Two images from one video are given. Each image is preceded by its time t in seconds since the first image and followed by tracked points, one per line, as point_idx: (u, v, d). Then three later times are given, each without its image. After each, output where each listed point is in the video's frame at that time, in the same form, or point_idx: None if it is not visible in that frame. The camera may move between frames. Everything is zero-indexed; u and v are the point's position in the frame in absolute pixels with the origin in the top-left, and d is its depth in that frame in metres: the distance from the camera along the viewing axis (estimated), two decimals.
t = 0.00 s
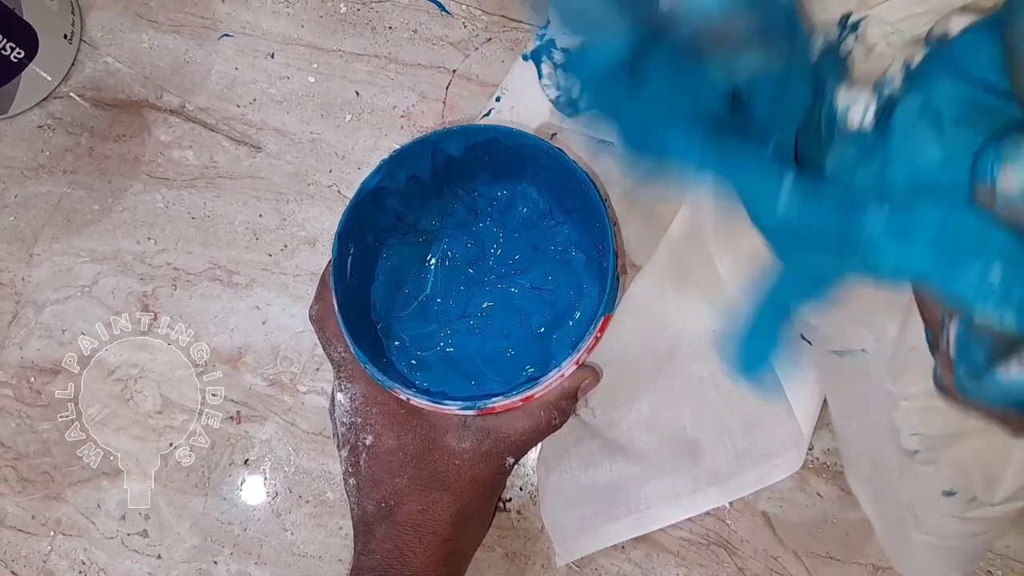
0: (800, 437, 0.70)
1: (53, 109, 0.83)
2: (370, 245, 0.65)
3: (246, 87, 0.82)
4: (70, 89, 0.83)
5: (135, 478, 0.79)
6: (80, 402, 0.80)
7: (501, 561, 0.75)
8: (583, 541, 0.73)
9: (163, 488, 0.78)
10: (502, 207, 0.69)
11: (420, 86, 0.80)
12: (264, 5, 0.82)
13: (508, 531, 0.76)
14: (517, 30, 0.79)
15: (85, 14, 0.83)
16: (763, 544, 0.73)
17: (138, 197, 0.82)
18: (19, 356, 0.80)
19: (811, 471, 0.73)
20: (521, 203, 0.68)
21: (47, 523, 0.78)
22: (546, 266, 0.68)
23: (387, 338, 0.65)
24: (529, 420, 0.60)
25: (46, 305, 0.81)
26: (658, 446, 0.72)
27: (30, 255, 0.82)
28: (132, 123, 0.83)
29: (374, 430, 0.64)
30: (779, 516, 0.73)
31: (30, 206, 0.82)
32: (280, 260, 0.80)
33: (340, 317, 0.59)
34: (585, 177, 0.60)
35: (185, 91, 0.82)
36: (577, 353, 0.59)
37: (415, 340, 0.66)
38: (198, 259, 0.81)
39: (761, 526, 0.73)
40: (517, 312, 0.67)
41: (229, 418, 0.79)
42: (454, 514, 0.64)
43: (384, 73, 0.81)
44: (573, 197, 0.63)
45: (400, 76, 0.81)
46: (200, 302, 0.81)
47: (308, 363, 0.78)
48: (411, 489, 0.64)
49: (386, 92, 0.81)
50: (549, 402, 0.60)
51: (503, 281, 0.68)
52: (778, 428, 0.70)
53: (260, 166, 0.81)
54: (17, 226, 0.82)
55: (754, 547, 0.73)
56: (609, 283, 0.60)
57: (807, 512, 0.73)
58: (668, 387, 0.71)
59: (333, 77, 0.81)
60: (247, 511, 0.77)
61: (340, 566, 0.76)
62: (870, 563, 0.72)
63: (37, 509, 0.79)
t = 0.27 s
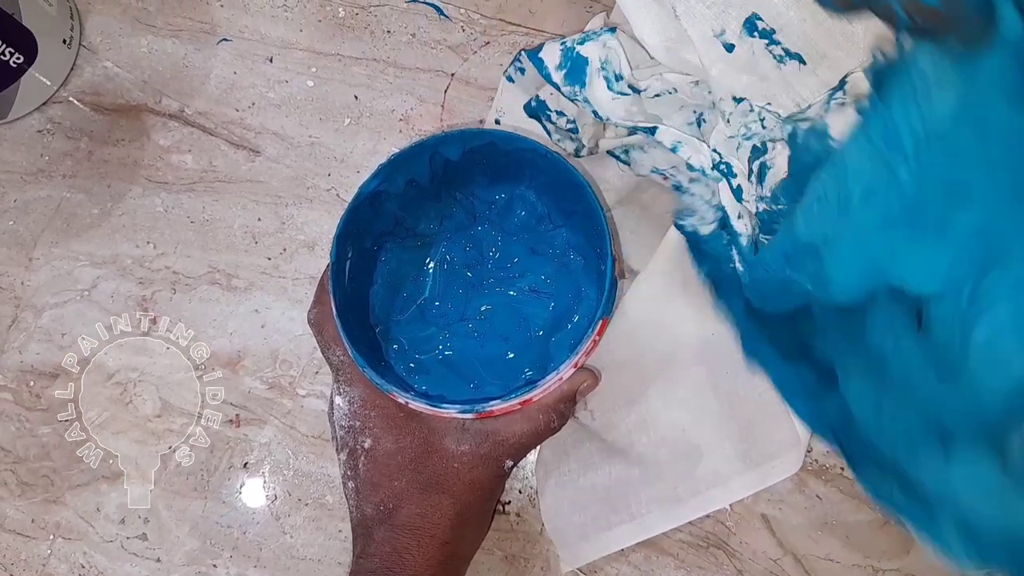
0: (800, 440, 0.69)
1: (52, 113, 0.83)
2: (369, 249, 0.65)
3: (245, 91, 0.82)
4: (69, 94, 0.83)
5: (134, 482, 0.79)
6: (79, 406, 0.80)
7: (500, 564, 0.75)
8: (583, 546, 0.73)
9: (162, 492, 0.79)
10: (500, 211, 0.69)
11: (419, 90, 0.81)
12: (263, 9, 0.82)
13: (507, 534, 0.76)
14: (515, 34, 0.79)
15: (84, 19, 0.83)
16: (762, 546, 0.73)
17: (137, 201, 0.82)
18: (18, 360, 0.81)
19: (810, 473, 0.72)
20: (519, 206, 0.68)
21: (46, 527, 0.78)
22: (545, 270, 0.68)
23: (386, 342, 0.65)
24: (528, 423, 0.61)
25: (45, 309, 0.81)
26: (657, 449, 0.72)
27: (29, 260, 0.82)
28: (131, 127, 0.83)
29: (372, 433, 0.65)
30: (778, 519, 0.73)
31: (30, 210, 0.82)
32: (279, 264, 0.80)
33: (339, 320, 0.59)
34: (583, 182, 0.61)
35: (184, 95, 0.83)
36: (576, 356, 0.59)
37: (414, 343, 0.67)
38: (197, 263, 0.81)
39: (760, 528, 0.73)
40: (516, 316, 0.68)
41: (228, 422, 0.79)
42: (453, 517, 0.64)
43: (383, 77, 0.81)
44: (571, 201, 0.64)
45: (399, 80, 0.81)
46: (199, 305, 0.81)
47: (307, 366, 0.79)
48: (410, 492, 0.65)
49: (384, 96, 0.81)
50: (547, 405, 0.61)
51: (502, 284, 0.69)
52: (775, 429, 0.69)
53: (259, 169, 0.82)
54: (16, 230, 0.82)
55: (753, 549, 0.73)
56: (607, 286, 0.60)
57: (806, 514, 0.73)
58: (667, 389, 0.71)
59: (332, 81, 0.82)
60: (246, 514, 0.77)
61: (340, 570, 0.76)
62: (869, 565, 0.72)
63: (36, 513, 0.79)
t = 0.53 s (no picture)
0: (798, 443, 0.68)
1: (49, 116, 0.83)
2: (367, 252, 0.65)
3: (242, 93, 0.82)
4: (66, 96, 0.83)
5: (132, 484, 0.79)
6: (77, 409, 0.80)
7: (499, 566, 0.75)
8: (579, 546, 0.73)
9: (160, 495, 0.78)
10: (497, 212, 0.69)
11: (416, 92, 0.81)
12: (260, 11, 0.82)
13: (506, 536, 0.76)
14: (512, 35, 0.79)
15: (80, 22, 0.83)
16: (760, 548, 0.73)
17: (134, 203, 0.82)
18: (16, 363, 0.80)
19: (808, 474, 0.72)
20: (516, 208, 0.69)
21: (43, 530, 0.78)
22: (542, 271, 0.68)
23: (384, 344, 0.66)
24: (526, 425, 0.62)
25: (42, 312, 0.81)
26: (655, 450, 0.71)
27: (26, 263, 0.82)
28: (128, 129, 0.83)
29: (370, 435, 0.65)
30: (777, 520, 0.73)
31: (26, 213, 0.82)
32: (276, 266, 0.80)
33: (336, 323, 0.59)
34: (580, 184, 0.61)
35: (181, 97, 0.83)
36: (574, 359, 0.59)
37: (412, 345, 0.67)
38: (194, 265, 0.81)
39: (758, 529, 0.73)
40: (514, 317, 0.68)
41: (226, 424, 0.79)
42: (451, 519, 0.65)
43: (380, 79, 0.81)
44: (568, 203, 0.64)
45: (396, 81, 0.81)
46: (197, 308, 0.81)
47: (305, 368, 0.79)
48: (408, 494, 0.65)
49: (382, 97, 0.81)
50: (545, 407, 0.61)
51: (500, 286, 0.69)
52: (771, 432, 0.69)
53: (256, 171, 0.82)
54: (13, 233, 0.82)
55: (751, 551, 0.73)
56: (604, 289, 0.60)
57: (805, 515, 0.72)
58: (665, 391, 0.71)
59: (329, 83, 0.82)
60: (244, 517, 0.77)
61: (338, 572, 0.76)
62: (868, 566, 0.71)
63: (34, 517, 0.78)
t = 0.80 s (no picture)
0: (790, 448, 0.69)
1: (53, 125, 0.84)
2: (367, 258, 0.66)
3: (244, 101, 0.83)
4: (71, 105, 0.84)
5: (136, 489, 0.80)
6: (82, 414, 0.81)
7: (500, 567, 0.76)
8: (579, 548, 0.74)
9: (164, 499, 0.79)
10: (496, 218, 0.70)
11: (416, 99, 0.82)
12: (262, 20, 0.83)
13: (506, 538, 0.77)
14: (511, 43, 0.80)
15: (84, 32, 0.84)
16: (759, 549, 0.74)
17: (138, 210, 0.83)
18: (21, 368, 0.81)
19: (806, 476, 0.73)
20: (514, 213, 0.70)
21: (49, 535, 0.79)
22: (540, 277, 0.69)
23: (384, 349, 0.67)
24: (525, 428, 0.63)
25: (47, 319, 0.82)
26: (653, 453, 0.72)
27: (32, 270, 0.83)
28: (132, 138, 0.84)
29: (371, 439, 0.66)
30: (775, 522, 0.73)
31: (32, 220, 0.83)
32: (278, 272, 0.81)
33: (336, 328, 0.60)
34: (577, 190, 0.62)
35: (184, 106, 0.84)
36: (571, 362, 0.60)
37: (413, 350, 0.68)
38: (197, 271, 0.82)
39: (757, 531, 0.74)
40: (513, 322, 0.69)
41: (229, 429, 0.80)
42: (451, 522, 0.66)
43: (380, 87, 0.82)
44: (566, 209, 0.65)
45: (397, 89, 0.82)
46: (200, 314, 0.81)
47: (308, 373, 0.79)
48: (408, 497, 0.66)
49: (382, 105, 0.82)
50: (543, 410, 0.62)
51: (498, 291, 0.70)
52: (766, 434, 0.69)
53: (258, 178, 0.83)
54: (18, 241, 0.83)
55: (749, 552, 0.74)
56: (601, 294, 0.61)
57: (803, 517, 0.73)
58: (663, 393, 0.72)
59: (330, 91, 0.83)
60: (247, 521, 0.78)
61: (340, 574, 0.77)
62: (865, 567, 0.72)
63: (39, 521, 0.79)
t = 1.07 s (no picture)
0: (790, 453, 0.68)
1: (47, 125, 0.83)
2: (363, 259, 0.66)
3: (240, 100, 0.82)
4: (64, 105, 0.83)
5: (131, 492, 0.79)
6: (77, 417, 0.80)
7: (499, 571, 0.75)
8: (581, 552, 0.73)
9: (160, 502, 0.79)
10: (494, 218, 0.70)
11: (413, 98, 0.81)
12: (258, 19, 0.83)
13: (504, 541, 0.76)
14: (509, 41, 0.79)
15: (78, 31, 0.83)
16: (760, 552, 0.73)
17: (132, 211, 0.82)
18: (15, 371, 0.81)
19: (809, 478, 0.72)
20: (512, 214, 0.69)
21: (44, 539, 0.78)
22: (539, 277, 0.69)
23: (380, 351, 0.67)
24: (523, 431, 0.62)
25: (41, 320, 0.81)
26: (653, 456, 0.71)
27: (26, 271, 0.82)
28: (127, 137, 0.83)
29: (367, 442, 0.66)
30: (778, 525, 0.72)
31: (26, 221, 0.82)
32: (274, 273, 0.80)
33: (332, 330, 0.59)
34: (575, 190, 0.61)
35: (179, 105, 0.83)
36: (570, 364, 0.59)
37: (410, 351, 0.68)
38: (193, 272, 0.81)
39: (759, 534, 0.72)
40: (511, 323, 0.68)
41: (225, 431, 0.79)
42: (449, 526, 0.65)
43: (377, 85, 0.81)
44: (564, 209, 0.64)
45: (393, 87, 0.81)
46: (195, 315, 0.81)
47: (304, 375, 0.79)
48: (406, 501, 0.65)
49: (379, 104, 0.81)
50: (542, 413, 0.61)
51: (496, 292, 0.69)
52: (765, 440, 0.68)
53: (253, 178, 0.82)
54: (12, 242, 0.82)
55: (751, 555, 0.73)
56: (600, 295, 0.61)
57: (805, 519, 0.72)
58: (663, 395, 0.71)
59: (326, 89, 0.82)
60: (243, 524, 0.77)
61: None
62: (867, 569, 0.71)
63: (34, 525, 0.79)
